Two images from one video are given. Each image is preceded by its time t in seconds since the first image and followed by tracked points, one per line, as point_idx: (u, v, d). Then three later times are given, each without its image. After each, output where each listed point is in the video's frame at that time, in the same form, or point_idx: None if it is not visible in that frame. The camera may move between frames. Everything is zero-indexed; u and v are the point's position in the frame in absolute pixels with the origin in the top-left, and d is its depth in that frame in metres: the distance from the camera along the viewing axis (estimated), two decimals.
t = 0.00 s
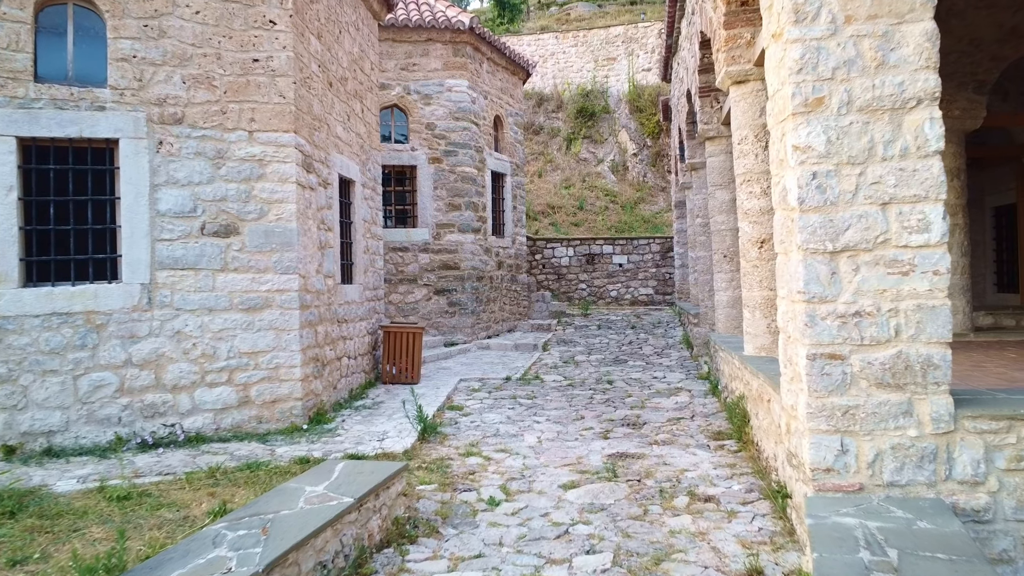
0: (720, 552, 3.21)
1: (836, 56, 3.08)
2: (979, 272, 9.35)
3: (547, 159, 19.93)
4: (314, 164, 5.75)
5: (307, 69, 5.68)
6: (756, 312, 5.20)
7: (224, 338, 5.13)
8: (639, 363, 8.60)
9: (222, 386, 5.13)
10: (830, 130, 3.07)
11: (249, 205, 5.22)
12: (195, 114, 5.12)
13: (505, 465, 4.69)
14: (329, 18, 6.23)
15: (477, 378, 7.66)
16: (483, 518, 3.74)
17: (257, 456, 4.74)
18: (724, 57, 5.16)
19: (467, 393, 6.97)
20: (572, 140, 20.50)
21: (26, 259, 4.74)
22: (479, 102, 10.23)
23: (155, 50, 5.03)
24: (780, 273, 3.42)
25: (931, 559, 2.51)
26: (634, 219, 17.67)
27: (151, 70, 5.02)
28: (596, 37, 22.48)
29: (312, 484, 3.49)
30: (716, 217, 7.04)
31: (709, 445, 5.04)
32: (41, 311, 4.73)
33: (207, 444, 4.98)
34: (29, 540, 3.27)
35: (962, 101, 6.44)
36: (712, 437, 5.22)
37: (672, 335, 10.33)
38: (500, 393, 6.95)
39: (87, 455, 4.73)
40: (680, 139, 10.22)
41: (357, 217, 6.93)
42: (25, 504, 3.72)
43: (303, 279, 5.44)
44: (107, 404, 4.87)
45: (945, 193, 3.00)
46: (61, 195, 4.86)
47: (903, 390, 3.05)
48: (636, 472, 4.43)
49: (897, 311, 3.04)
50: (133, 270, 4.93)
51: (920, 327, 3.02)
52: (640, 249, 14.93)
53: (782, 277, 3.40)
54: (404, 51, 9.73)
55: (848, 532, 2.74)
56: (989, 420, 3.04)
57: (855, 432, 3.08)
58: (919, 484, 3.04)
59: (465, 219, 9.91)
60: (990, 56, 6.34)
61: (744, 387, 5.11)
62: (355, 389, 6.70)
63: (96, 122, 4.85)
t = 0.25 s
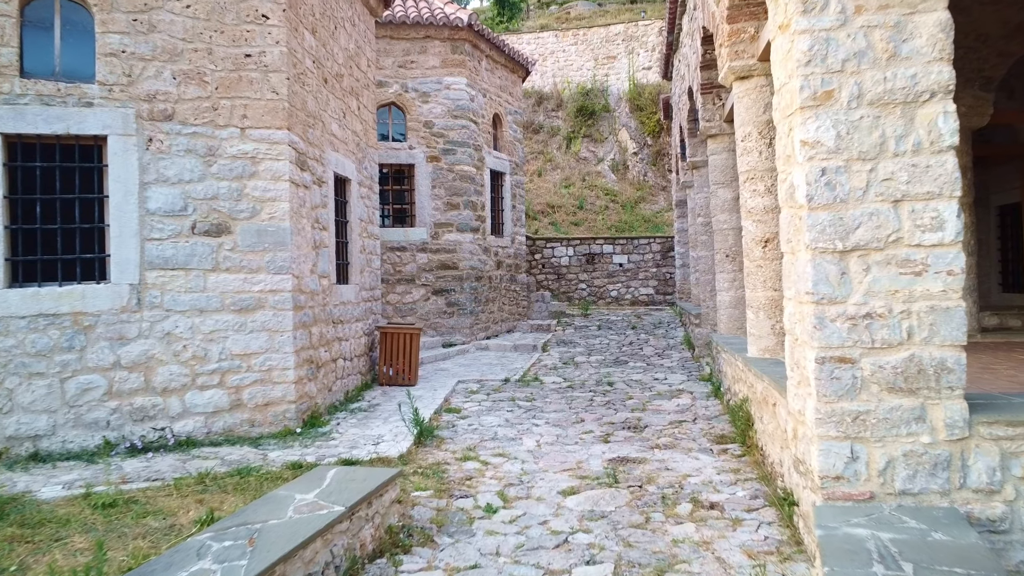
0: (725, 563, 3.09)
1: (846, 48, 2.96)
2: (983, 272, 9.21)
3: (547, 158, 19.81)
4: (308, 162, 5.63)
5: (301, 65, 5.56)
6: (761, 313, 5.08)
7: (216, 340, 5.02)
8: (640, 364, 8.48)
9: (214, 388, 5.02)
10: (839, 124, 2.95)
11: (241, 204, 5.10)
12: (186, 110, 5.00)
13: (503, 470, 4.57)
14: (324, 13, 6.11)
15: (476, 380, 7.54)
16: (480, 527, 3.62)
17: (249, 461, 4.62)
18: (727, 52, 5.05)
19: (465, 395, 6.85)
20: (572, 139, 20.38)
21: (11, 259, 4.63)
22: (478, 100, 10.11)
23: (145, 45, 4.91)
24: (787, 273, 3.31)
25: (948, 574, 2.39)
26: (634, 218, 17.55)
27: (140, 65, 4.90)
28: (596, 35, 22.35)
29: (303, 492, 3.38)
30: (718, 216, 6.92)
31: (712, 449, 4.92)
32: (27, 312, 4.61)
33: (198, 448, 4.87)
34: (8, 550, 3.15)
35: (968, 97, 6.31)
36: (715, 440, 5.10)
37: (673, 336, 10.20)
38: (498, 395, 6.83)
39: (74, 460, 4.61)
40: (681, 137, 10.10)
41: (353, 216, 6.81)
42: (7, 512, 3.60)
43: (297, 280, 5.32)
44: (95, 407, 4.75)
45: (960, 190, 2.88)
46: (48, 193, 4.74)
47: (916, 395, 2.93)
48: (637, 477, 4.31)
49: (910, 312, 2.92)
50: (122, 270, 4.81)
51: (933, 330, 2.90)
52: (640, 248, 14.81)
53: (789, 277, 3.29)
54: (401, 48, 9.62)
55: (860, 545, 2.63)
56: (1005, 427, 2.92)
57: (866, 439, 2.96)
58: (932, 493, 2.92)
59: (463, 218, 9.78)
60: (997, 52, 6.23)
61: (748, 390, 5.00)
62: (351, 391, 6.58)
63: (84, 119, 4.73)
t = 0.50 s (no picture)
0: (731, 573, 2.98)
1: (857, 38, 2.85)
2: (987, 271, 9.08)
3: (547, 157, 19.69)
4: (303, 159, 5.51)
5: (295, 60, 5.45)
6: (765, 313, 4.97)
7: (207, 341, 4.90)
8: (641, 365, 8.37)
9: (205, 391, 4.90)
10: (850, 117, 2.84)
11: (234, 201, 4.98)
12: (176, 106, 4.88)
13: (501, 474, 4.45)
14: (319, 8, 5.99)
15: (474, 381, 7.43)
16: (477, 534, 3.50)
17: (240, 465, 4.51)
18: (730, 46, 4.92)
19: (463, 397, 6.74)
20: (572, 137, 20.26)
21: None
22: (476, 97, 9.99)
23: (135, 39, 4.79)
24: (794, 273, 3.19)
25: None
26: (635, 218, 17.43)
27: (130, 59, 4.79)
28: (595, 33, 22.23)
29: (293, 499, 3.26)
30: (721, 215, 6.80)
31: (715, 453, 4.80)
32: (13, 313, 4.49)
33: (189, 452, 4.75)
34: None
35: (975, 94, 6.19)
36: (718, 444, 4.99)
37: (674, 336, 10.09)
38: (497, 396, 6.72)
39: (61, 464, 4.50)
40: (682, 136, 9.98)
41: (349, 215, 6.70)
42: None
43: (291, 279, 5.21)
44: (83, 410, 4.64)
45: (975, 185, 2.77)
46: (35, 191, 4.63)
47: (930, 399, 2.82)
48: (638, 482, 4.20)
49: (923, 313, 2.81)
50: (111, 269, 4.70)
51: (947, 331, 2.79)
52: (641, 248, 14.70)
53: (796, 276, 3.17)
54: (399, 45, 9.50)
55: (873, 556, 2.52)
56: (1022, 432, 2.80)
57: (877, 444, 2.85)
58: (946, 501, 2.81)
59: (462, 217, 9.66)
60: (1004, 48, 6.10)
61: (752, 392, 4.88)
62: (347, 393, 6.47)
63: (71, 114, 4.62)
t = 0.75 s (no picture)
0: None
1: (872, 25, 2.70)
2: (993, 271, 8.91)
3: (547, 156, 19.55)
4: (296, 156, 5.37)
5: (288, 53, 5.30)
6: (772, 313, 4.83)
7: (197, 342, 4.76)
8: (642, 366, 8.22)
9: (195, 394, 4.76)
10: (865, 108, 2.70)
11: (224, 198, 4.84)
12: (165, 100, 4.74)
13: (499, 480, 4.31)
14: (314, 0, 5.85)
15: (473, 382, 7.29)
16: (473, 544, 3.36)
17: (230, 471, 4.37)
18: (735, 39, 4.78)
19: (461, 399, 6.60)
20: (572, 136, 20.12)
21: None
22: (475, 94, 9.85)
23: (122, 31, 4.65)
24: (805, 272, 3.05)
25: None
26: (635, 217, 17.29)
27: (117, 52, 4.65)
28: (596, 31, 22.08)
29: (281, 508, 3.12)
30: (724, 213, 6.66)
31: (720, 458, 4.67)
32: None
33: (177, 457, 4.61)
34: None
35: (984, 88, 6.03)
36: (723, 448, 4.85)
37: (676, 337, 9.94)
38: (495, 398, 6.58)
39: (45, 470, 4.36)
40: (684, 133, 9.83)
41: (345, 213, 6.56)
42: None
43: (283, 279, 5.07)
44: (68, 414, 4.49)
45: (998, 179, 2.62)
46: (18, 187, 4.50)
47: (949, 404, 2.67)
48: (641, 489, 4.06)
49: (942, 314, 2.66)
50: (97, 268, 4.56)
51: (967, 333, 2.64)
52: (642, 247, 14.56)
53: (807, 275, 3.04)
54: (397, 41, 9.35)
55: (892, 571, 2.38)
56: None
57: (894, 452, 2.71)
58: (966, 511, 2.66)
59: (460, 216, 9.52)
60: (1015, 42, 5.95)
61: (758, 395, 4.74)
62: (342, 395, 6.33)
63: (56, 109, 4.48)
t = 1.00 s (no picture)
0: None
1: (888, 12, 2.57)
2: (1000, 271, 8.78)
3: (547, 154, 19.44)
4: (290, 152, 5.25)
5: (281, 47, 5.18)
6: (778, 314, 4.70)
7: (188, 343, 4.64)
8: (643, 367, 8.10)
9: (185, 396, 4.64)
10: (880, 99, 2.57)
11: (215, 195, 4.72)
12: (155, 95, 4.61)
13: (497, 485, 4.18)
14: None
15: (471, 383, 7.16)
16: (470, 553, 3.24)
17: (221, 475, 4.24)
18: (740, 32, 4.65)
19: (459, 401, 6.48)
20: (572, 134, 19.99)
21: None
22: (474, 91, 9.72)
23: (110, 24, 4.52)
24: (816, 271, 2.93)
25: None
26: (636, 216, 17.16)
27: (105, 45, 4.52)
28: (596, 29, 21.95)
29: (270, 517, 2.99)
30: (727, 211, 6.54)
31: (725, 462, 4.54)
32: None
33: (167, 461, 4.49)
34: None
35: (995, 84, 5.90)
36: (728, 452, 4.72)
37: (677, 337, 9.82)
38: (494, 400, 6.46)
39: (30, 474, 4.23)
40: (686, 130, 9.70)
41: (341, 211, 6.43)
42: None
43: (276, 278, 4.94)
44: (55, 416, 4.37)
45: (1019, 173, 2.49)
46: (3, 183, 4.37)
47: (968, 409, 2.55)
48: (644, 494, 3.94)
49: (961, 315, 2.54)
50: (84, 267, 4.43)
51: (987, 335, 2.52)
52: (642, 246, 14.44)
53: (818, 274, 2.92)
54: (395, 37, 9.23)
55: None
56: None
57: (910, 459, 2.58)
58: (986, 522, 2.53)
59: (459, 214, 9.40)
60: None
61: (764, 397, 4.62)
62: (338, 396, 6.21)
63: (42, 103, 4.36)
